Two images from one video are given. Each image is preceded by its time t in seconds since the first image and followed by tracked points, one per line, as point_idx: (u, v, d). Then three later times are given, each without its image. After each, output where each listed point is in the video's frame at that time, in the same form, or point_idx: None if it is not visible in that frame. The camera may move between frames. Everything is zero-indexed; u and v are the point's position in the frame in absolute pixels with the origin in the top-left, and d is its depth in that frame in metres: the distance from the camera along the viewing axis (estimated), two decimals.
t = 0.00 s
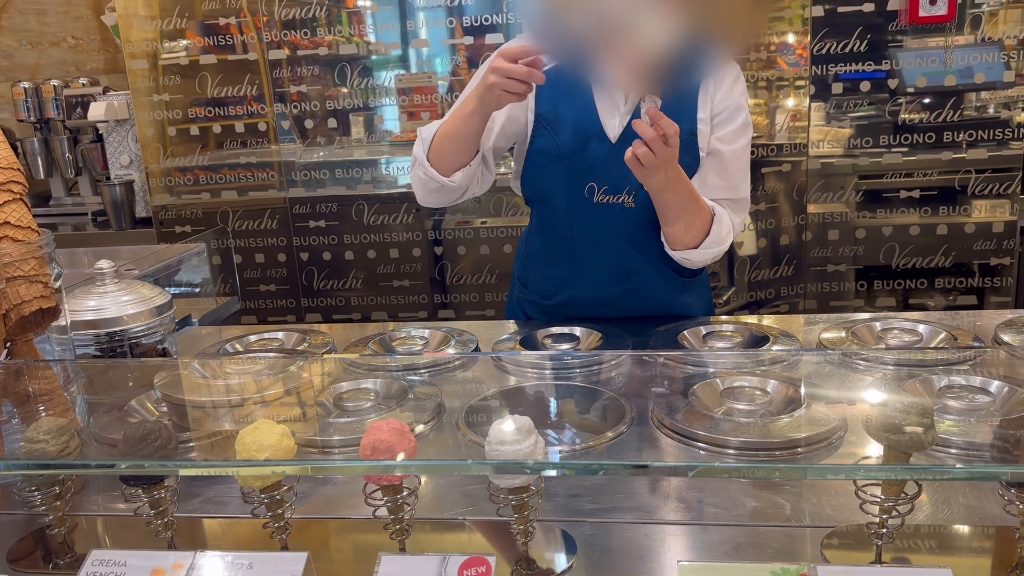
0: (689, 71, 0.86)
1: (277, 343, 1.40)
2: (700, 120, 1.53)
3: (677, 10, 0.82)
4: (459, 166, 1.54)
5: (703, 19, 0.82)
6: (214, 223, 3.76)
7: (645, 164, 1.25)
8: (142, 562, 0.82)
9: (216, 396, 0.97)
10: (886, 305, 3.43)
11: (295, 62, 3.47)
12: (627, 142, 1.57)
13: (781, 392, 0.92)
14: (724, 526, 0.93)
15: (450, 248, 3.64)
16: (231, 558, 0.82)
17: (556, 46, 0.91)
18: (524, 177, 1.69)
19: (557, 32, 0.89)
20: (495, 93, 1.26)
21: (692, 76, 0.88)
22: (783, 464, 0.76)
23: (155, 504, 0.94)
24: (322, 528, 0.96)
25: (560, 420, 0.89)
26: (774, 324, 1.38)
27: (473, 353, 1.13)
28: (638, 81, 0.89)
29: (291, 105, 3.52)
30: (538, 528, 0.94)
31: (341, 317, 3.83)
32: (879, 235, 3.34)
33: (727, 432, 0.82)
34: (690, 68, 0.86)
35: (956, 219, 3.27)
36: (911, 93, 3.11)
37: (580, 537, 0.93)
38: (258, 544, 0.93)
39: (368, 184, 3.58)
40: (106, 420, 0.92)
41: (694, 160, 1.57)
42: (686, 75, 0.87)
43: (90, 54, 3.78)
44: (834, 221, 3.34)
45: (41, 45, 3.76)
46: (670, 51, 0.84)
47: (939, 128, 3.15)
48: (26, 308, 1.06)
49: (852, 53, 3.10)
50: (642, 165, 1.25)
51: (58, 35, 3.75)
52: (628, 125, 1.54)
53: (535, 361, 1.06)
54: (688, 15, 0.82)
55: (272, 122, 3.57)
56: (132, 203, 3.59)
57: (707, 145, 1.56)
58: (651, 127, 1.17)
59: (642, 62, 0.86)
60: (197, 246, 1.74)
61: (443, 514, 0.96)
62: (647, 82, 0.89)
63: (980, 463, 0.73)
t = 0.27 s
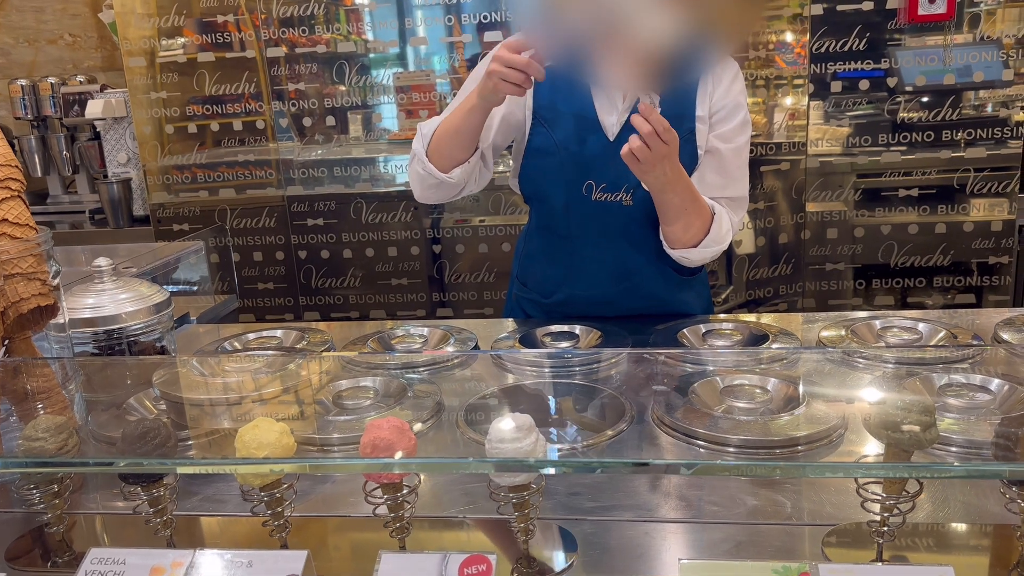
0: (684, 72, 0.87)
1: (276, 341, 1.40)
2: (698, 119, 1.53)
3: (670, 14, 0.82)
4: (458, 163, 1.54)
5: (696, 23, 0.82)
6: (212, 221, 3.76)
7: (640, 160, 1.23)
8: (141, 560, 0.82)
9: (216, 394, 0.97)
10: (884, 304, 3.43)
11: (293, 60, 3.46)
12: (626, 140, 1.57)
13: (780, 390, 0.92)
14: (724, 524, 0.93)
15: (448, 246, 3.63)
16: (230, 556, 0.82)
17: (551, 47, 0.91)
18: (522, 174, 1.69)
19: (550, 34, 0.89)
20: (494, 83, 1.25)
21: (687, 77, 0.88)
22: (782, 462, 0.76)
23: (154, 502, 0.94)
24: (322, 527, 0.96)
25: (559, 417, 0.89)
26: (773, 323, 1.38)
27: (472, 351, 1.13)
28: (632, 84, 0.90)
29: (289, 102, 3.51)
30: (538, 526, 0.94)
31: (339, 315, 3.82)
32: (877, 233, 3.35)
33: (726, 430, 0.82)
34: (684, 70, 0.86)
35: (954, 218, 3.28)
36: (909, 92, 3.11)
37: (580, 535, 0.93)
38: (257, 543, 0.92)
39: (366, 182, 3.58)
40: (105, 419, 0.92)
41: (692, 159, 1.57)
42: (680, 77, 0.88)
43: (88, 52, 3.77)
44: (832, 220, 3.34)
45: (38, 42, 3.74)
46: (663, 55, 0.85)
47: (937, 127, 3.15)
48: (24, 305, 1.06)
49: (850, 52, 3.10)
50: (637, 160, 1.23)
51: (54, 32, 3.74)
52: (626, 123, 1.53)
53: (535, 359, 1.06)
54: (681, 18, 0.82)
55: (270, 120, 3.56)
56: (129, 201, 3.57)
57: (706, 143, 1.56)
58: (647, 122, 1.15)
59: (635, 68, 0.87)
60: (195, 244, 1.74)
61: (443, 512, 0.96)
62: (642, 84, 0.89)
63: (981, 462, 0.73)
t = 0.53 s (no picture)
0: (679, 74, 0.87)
1: (271, 339, 1.39)
2: (693, 116, 1.53)
3: (664, 12, 0.82)
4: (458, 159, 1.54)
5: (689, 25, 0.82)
6: (208, 218, 3.75)
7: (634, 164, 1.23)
8: (133, 560, 0.82)
9: (210, 392, 0.96)
10: (880, 302, 3.44)
11: (290, 57, 3.45)
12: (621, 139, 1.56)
13: (776, 388, 0.91)
14: (720, 523, 0.93)
15: (445, 244, 3.63)
16: (223, 555, 0.81)
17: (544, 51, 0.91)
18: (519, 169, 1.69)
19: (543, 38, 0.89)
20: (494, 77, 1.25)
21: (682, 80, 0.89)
22: (777, 461, 0.75)
23: (146, 500, 0.93)
24: (316, 526, 0.95)
25: (554, 415, 0.88)
26: (769, 321, 1.38)
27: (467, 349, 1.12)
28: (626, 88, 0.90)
29: (285, 99, 3.50)
30: (532, 526, 0.94)
31: (335, 313, 3.81)
32: (873, 231, 3.35)
33: (722, 428, 0.82)
34: (679, 72, 0.86)
35: (950, 216, 3.28)
36: (906, 90, 3.11)
37: (575, 534, 0.93)
38: (250, 542, 0.92)
39: (362, 179, 3.57)
40: (98, 416, 0.92)
41: (688, 156, 1.57)
42: (675, 77, 0.88)
43: (83, 48, 3.76)
44: (828, 218, 3.34)
45: (33, 39, 3.73)
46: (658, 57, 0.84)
47: (934, 125, 3.15)
48: (17, 303, 1.05)
49: (847, 50, 3.10)
50: (632, 164, 1.23)
51: (50, 28, 3.72)
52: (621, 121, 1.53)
53: (530, 357, 1.05)
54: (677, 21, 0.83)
55: (266, 117, 3.55)
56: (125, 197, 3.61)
57: (701, 140, 1.56)
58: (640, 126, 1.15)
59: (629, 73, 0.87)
60: (190, 241, 1.73)
61: (437, 511, 0.96)
62: (636, 86, 0.89)
63: (976, 461, 0.73)
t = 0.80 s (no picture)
0: (673, 73, 0.87)
1: (264, 337, 1.39)
2: (687, 115, 1.54)
3: (655, 10, 0.82)
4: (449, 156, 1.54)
5: (680, 24, 0.82)
6: (202, 216, 3.74)
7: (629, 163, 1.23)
8: (124, 558, 0.81)
9: (203, 390, 0.96)
10: (874, 301, 3.44)
11: (284, 54, 3.44)
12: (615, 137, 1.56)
13: (769, 387, 0.91)
14: (713, 521, 0.93)
15: (439, 242, 3.62)
16: (215, 553, 0.81)
17: (536, 54, 0.91)
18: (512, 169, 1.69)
19: (536, 42, 0.89)
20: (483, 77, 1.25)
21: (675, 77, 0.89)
22: (769, 459, 0.75)
23: (138, 499, 0.93)
24: (308, 524, 0.95)
25: (547, 414, 0.88)
26: (763, 320, 1.38)
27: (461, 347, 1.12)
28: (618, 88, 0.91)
29: (280, 97, 3.49)
30: (525, 525, 0.93)
31: (330, 310, 3.81)
32: (867, 230, 3.36)
33: (715, 427, 0.82)
34: (671, 70, 0.86)
35: (944, 215, 3.29)
36: (901, 89, 3.11)
37: (568, 532, 0.93)
38: (242, 540, 0.92)
39: (357, 177, 3.56)
40: (90, 415, 0.91)
41: (682, 155, 1.57)
42: (666, 75, 0.88)
43: (77, 45, 3.74)
44: (822, 217, 3.35)
45: (26, 35, 3.72)
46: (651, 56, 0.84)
47: (928, 125, 3.15)
48: (8, 300, 1.04)
49: (842, 49, 3.10)
50: (626, 163, 1.23)
51: (43, 25, 3.71)
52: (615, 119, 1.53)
53: (524, 356, 1.05)
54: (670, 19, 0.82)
55: (260, 114, 3.54)
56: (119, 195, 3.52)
57: (696, 139, 1.56)
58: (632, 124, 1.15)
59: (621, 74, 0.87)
60: (183, 239, 1.73)
61: (429, 510, 0.96)
62: (629, 86, 0.90)
63: (967, 460, 0.73)
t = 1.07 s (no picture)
0: (672, 72, 0.87)
1: (258, 335, 1.38)
2: (684, 114, 1.54)
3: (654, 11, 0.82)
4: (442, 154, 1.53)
5: (680, 23, 0.82)
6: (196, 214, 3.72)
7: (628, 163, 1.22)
8: (116, 557, 0.80)
9: (197, 388, 0.95)
10: (869, 301, 3.45)
11: (280, 52, 3.43)
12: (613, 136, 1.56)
13: (764, 386, 0.91)
14: (707, 519, 0.93)
15: (435, 240, 3.62)
16: (209, 551, 0.80)
17: (534, 55, 0.91)
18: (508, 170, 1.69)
19: (534, 45, 0.89)
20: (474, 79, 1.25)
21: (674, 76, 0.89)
22: (765, 458, 0.75)
23: (130, 498, 0.92)
24: (302, 522, 0.95)
25: (542, 412, 0.88)
26: (758, 319, 1.38)
27: (456, 346, 1.12)
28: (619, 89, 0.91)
29: (275, 94, 3.48)
30: (520, 524, 0.93)
31: (325, 309, 3.80)
32: (862, 230, 3.36)
33: (710, 425, 0.82)
34: (670, 69, 0.86)
35: (939, 215, 3.29)
36: (896, 89, 3.12)
37: (562, 531, 0.93)
38: (237, 538, 0.92)
39: (352, 175, 3.56)
40: (83, 412, 0.91)
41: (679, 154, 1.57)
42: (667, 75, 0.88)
43: (71, 42, 3.73)
44: (817, 216, 3.35)
45: (20, 32, 3.67)
46: (651, 56, 0.84)
47: (923, 124, 3.16)
48: None
49: (837, 49, 3.10)
50: (626, 163, 1.22)
51: (37, 22, 3.67)
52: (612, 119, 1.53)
53: (521, 355, 1.05)
54: (668, 19, 0.83)
55: (255, 112, 3.52)
56: (113, 192, 3.54)
57: (692, 139, 1.56)
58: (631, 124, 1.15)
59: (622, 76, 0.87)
60: (178, 236, 1.72)
61: (424, 507, 0.96)
62: (629, 86, 0.90)
63: (962, 458, 0.73)
